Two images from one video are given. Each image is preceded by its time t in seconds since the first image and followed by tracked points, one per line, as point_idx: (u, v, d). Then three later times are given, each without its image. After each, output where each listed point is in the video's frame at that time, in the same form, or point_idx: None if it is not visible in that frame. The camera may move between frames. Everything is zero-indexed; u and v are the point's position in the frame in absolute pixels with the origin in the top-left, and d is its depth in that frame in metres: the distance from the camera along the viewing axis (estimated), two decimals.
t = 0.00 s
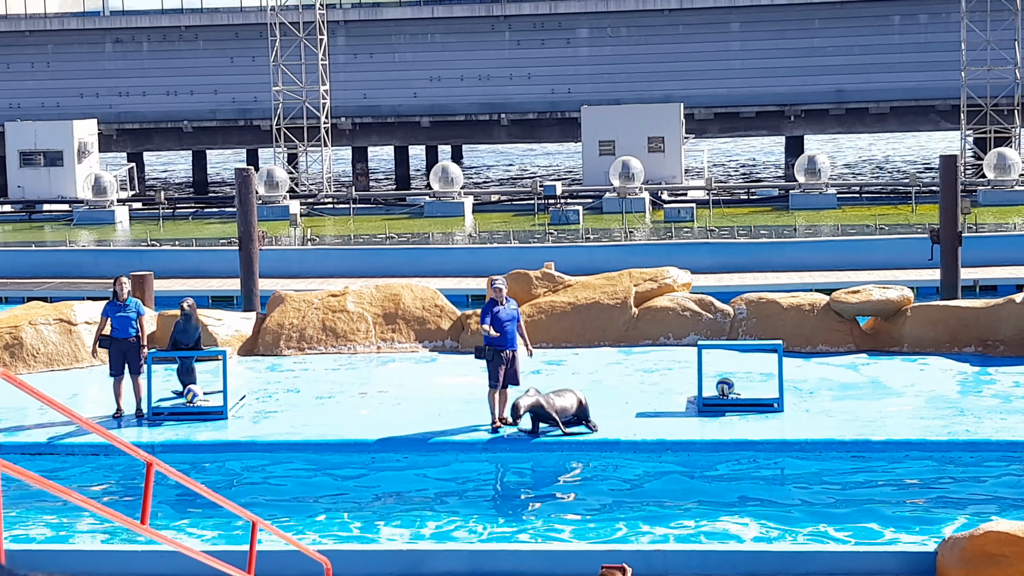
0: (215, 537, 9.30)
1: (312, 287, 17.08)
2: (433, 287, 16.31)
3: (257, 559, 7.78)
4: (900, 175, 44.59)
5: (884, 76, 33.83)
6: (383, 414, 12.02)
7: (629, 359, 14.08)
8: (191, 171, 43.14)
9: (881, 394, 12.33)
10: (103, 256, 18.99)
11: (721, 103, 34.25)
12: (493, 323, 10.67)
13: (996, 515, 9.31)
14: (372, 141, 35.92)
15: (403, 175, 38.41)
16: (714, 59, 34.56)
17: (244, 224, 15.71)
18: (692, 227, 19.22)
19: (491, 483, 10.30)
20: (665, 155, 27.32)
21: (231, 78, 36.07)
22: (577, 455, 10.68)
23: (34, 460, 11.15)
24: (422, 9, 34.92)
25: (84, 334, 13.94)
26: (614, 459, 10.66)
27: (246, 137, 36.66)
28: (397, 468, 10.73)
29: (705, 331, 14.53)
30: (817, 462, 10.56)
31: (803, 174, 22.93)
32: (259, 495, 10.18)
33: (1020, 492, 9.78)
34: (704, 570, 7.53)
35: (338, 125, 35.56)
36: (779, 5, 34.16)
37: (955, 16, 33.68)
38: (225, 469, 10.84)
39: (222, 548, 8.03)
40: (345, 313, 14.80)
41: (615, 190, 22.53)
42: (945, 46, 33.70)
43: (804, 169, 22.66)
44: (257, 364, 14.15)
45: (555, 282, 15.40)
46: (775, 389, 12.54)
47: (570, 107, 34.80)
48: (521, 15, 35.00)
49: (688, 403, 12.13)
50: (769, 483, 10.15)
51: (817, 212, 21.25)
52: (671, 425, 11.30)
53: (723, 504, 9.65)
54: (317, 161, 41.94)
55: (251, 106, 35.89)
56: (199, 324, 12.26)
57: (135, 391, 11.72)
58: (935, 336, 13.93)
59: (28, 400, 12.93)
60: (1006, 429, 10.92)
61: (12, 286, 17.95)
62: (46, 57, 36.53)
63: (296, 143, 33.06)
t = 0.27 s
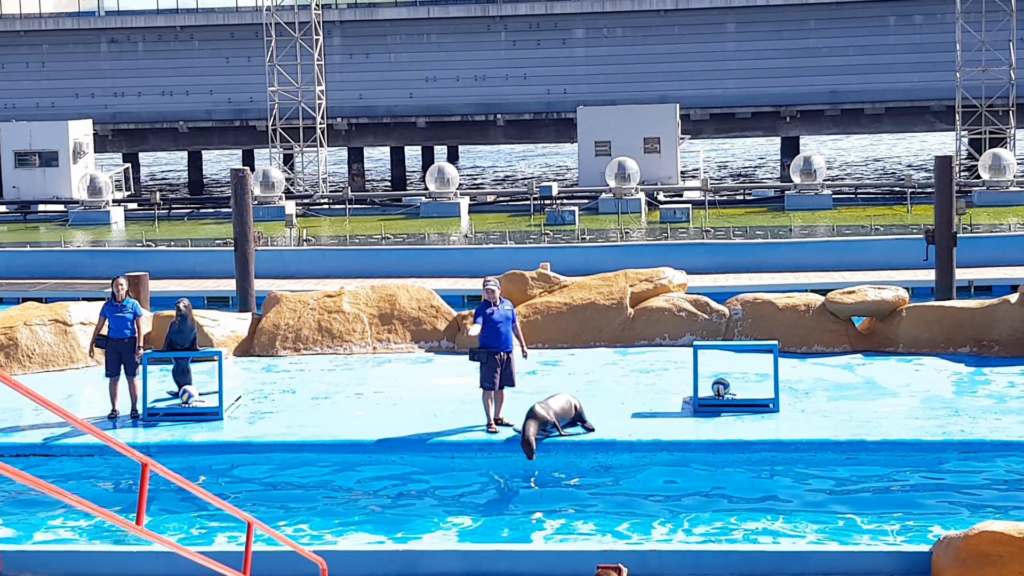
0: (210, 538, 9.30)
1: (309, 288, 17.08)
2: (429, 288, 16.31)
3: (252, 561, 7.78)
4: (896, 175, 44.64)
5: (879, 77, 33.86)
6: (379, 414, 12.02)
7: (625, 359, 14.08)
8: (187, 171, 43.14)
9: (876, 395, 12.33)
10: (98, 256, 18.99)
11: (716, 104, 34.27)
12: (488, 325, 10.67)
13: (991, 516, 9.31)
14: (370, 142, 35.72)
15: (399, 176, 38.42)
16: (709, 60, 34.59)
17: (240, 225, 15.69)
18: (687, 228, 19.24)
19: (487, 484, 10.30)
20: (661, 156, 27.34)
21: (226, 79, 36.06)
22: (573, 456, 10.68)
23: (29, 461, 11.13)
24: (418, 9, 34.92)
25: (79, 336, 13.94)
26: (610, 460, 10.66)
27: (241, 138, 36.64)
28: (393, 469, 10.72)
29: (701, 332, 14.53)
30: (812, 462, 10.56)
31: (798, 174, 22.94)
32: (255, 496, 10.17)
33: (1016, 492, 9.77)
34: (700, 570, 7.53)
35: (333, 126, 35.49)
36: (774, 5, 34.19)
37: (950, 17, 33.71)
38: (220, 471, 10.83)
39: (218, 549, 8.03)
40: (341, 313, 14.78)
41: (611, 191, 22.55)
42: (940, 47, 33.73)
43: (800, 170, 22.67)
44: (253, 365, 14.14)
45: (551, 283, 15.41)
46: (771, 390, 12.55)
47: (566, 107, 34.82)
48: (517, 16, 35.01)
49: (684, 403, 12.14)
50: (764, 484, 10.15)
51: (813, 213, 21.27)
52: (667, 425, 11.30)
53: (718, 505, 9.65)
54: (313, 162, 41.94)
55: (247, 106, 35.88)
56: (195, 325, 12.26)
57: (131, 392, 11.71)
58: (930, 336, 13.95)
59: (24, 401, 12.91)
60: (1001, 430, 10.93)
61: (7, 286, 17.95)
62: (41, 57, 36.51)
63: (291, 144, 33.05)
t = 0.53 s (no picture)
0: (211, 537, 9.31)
1: (308, 288, 17.09)
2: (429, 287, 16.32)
3: (252, 560, 7.79)
4: (895, 175, 44.64)
5: (878, 77, 33.86)
6: (379, 414, 12.02)
7: (624, 359, 14.09)
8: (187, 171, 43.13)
9: (876, 395, 12.33)
10: (98, 256, 18.98)
11: (716, 104, 34.27)
12: (485, 327, 10.66)
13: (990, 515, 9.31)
14: (368, 142, 35.70)
15: (398, 175, 38.43)
16: (708, 60, 34.60)
17: (239, 225, 15.69)
18: (687, 228, 19.22)
19: (486, 483, 10.30)
20: (660, 156, 27.34)
21: (225, 79, 36.07)
22: (574, 457, 10.67)
23: (30, 461, 11.13)
24: (417, 10, 34.93)
25: (79, 336, 13.93)
26: (610, 460, 10.66)
27: (241, 138, 36.63)
28: (392, 469, 10.72)
29: (701, 332, 14.52)
30: (812, 462, 10.56)
31: (797, 174, 22.93)
32: (255, 494, 10.19)
33: (1016, 492, 9.77)
34: (699, 569, 7.54)
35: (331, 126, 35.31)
36: (773, 5, 34.18)
37: (949, 17, 33.70)
38: (220, 471, 10.83)
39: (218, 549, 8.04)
40: (340, 314, 14.78)
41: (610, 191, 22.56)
42: (939, 47, 33.72)
43: (800, 170, 22.66)
44: (253, 365, 14.16)
45: (550, 283, 15.40)
46: (770, 390, 12.55)
47: (565, 108, 34.82)
48: (516, 16, 35.00)
49: (684, 403, 12.15)
50: (763, 483, 10.16)
51: (812, 212, 21.27)
52: (667, 425, 11.31)
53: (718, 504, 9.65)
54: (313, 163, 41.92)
55: (246, 106, 35.90)
56: (195, 325, 12.26)
57: (131, 392, 11.72)
58: (930, 336, 13.95)
59: (24, 401, 12.91)
60: (1001, 430, 10.93)
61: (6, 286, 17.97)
62: (41, 58, 36.51)
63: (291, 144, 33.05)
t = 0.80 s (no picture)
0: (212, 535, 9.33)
1: (308, 287, 17.10)
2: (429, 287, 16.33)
3: (252, 559, 7.80)
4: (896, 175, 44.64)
5: (879, 76, 33.86)
6: (379, 413, 12.03)
7: (625, 358, 14.10)
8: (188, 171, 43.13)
9: (876, 394, 12.35)
10: (98, 255, 18.99)
11: (716, 103, 34.25)
12: (485, 327, 10.66)
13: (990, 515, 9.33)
14: (369, 142, 35.72)
15: (399, 175, 38.42)
16: (709, 59, 34.59)
17: (240, 224, 15.69)
18: (687, 227, 19.22)
19: (487, 481, 10.32)
20: (660, 155, 27.35)
21: (225, 78, 36.09)
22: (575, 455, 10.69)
23: (31, 459, 11.16)
24: (418, 9, 34.99)
25: (80, 335, 13.94)
26: (610, 459, 10.68)
27: (241, 137, 36.68)
28: (393, 467, 10.73)
29: (701, 331, 14.53)
30: (812, 461, 10.58)
31: (797, 173, 22.91)
32: (257, 493, 10.21)
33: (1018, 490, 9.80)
34: (699, 569, 7.55)
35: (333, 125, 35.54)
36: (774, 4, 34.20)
37: (950, 16, 33.71)
38: (221, 468, 10.85)
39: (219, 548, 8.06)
40: (341, 312, 14.78)
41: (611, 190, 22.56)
42: (940, 46, 33.72)
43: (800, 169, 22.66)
44: (253, 364, 14.16)
45: (551, 282, 15.39)
46: (770, 389, 12.56)
47: (565, 107, 34.81)
48: (517, 15, 35.01)
49: (684, 403, 12.15)
50: (764, 481, 10.18)
51: (813, 212, 21.26)
52: (668, 424, 11.32)
53: (718, 503, 9.67)
54: (313, 162, 41.89)
55: (246, 105, 35.90)
56: (196, 325, 12.26)
57: (132, 390, 11.72)
58: (930, 336, 13.96)
59: (25, 399, 12.92)
60: (1001, 428, 10.95)
61: (7, 285, 17.97)
62: (42, 57, 36.52)
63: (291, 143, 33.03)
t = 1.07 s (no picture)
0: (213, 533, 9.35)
1: (309, 286, 17.10)
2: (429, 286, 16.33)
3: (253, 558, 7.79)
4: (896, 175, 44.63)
5: (879, 76, 33.84)
6: (380, 412, 12.04)
7: (625, 358, 14.09)
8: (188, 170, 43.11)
9: (877, 393, 12.36)
10: (99, 254, 18.98)
11: (717, 102, 34.23)
12: (492, 324, 10.66)
13: (990, 514, 9.34)
14: (369, 141, 35.96)
15: (399, 174, 38.43)
16: (710, 59, 34.57)
17: (240, 223, 15.69)
18: (687, 226, 19.20)
19: (489, 480, 10.33)
20: (661, 155, 27.36)
21: (226, 77, 36.08)
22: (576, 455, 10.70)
23: (31, 457, 11.17)
24: (419, 8, 35.05)
25: (80, 334, 13.95)
26: (611, 458, 10.69)
27: (242, 136, 36.70)
28: (394, 466, 10.74)
29: (702, 330, 14.52)
30: (813, 460, 10.60)
31: (797, 172, 22.92)
32: (258, 491, 10.22)
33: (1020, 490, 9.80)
34: (699, 568, 7.55)
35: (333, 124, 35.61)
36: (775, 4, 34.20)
37: (951, 16, 33.71)
38: (222, 467, 10.86)
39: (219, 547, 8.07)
40: (342, 312, 14.78)
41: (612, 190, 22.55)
42: (941, 46, 33.72)
43: (801, 169, 22.66)
44: (254, 363, 14.17)
45: (552, 281, 15.35)
46: (770, 388, 12.57)
47: (566, 106, 34.78)
48: (518, 15, 35.03)
49: (685, 402, 12.16)
50: (764, 481, 10.19)
51: (813, 212, 21.25)
52: (668, 423, 11.33)
53: (719, 502, 9.68)
54: (312, 162, 41.87)
55: (247, 105, 35.90)
56: (197, 324, 12.25)
57: (132, 389, 11.72)
58: (931, 335, 13.96)
59: (25, 398, 12.92)
60: (1002, 428, 10.96)
61: (7, 284, 17.97)
62: (42, 56, 36.53)
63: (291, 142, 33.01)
